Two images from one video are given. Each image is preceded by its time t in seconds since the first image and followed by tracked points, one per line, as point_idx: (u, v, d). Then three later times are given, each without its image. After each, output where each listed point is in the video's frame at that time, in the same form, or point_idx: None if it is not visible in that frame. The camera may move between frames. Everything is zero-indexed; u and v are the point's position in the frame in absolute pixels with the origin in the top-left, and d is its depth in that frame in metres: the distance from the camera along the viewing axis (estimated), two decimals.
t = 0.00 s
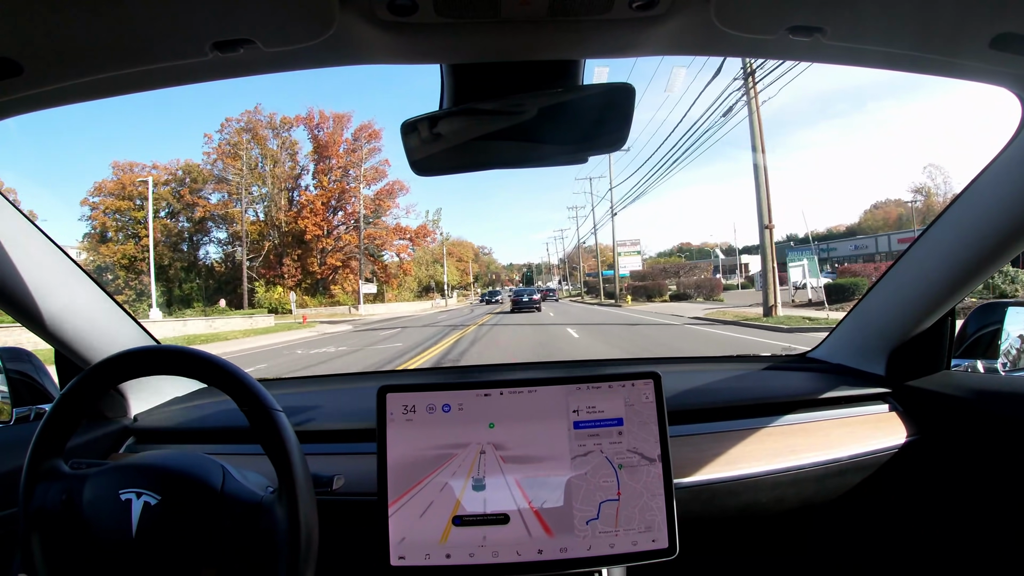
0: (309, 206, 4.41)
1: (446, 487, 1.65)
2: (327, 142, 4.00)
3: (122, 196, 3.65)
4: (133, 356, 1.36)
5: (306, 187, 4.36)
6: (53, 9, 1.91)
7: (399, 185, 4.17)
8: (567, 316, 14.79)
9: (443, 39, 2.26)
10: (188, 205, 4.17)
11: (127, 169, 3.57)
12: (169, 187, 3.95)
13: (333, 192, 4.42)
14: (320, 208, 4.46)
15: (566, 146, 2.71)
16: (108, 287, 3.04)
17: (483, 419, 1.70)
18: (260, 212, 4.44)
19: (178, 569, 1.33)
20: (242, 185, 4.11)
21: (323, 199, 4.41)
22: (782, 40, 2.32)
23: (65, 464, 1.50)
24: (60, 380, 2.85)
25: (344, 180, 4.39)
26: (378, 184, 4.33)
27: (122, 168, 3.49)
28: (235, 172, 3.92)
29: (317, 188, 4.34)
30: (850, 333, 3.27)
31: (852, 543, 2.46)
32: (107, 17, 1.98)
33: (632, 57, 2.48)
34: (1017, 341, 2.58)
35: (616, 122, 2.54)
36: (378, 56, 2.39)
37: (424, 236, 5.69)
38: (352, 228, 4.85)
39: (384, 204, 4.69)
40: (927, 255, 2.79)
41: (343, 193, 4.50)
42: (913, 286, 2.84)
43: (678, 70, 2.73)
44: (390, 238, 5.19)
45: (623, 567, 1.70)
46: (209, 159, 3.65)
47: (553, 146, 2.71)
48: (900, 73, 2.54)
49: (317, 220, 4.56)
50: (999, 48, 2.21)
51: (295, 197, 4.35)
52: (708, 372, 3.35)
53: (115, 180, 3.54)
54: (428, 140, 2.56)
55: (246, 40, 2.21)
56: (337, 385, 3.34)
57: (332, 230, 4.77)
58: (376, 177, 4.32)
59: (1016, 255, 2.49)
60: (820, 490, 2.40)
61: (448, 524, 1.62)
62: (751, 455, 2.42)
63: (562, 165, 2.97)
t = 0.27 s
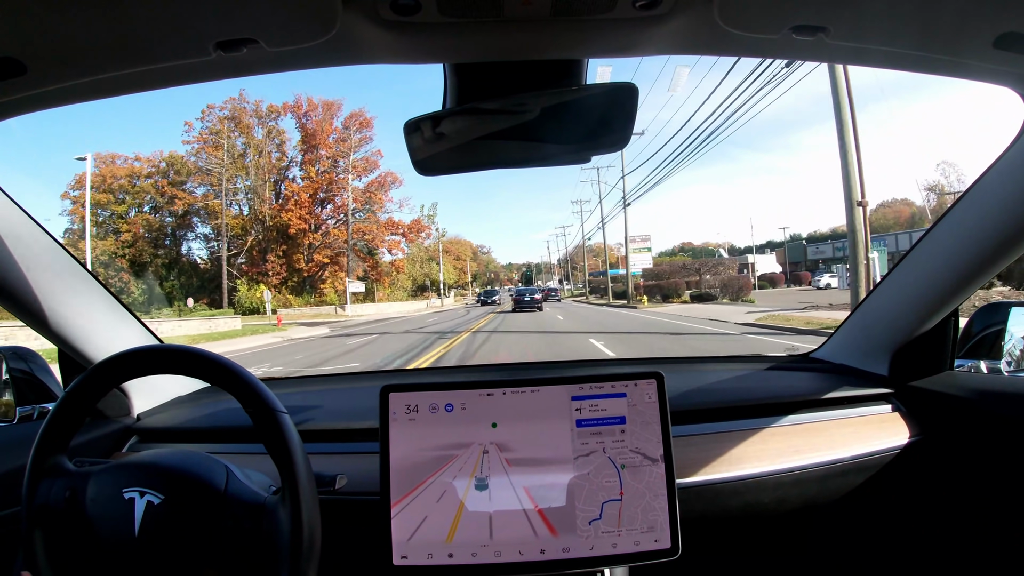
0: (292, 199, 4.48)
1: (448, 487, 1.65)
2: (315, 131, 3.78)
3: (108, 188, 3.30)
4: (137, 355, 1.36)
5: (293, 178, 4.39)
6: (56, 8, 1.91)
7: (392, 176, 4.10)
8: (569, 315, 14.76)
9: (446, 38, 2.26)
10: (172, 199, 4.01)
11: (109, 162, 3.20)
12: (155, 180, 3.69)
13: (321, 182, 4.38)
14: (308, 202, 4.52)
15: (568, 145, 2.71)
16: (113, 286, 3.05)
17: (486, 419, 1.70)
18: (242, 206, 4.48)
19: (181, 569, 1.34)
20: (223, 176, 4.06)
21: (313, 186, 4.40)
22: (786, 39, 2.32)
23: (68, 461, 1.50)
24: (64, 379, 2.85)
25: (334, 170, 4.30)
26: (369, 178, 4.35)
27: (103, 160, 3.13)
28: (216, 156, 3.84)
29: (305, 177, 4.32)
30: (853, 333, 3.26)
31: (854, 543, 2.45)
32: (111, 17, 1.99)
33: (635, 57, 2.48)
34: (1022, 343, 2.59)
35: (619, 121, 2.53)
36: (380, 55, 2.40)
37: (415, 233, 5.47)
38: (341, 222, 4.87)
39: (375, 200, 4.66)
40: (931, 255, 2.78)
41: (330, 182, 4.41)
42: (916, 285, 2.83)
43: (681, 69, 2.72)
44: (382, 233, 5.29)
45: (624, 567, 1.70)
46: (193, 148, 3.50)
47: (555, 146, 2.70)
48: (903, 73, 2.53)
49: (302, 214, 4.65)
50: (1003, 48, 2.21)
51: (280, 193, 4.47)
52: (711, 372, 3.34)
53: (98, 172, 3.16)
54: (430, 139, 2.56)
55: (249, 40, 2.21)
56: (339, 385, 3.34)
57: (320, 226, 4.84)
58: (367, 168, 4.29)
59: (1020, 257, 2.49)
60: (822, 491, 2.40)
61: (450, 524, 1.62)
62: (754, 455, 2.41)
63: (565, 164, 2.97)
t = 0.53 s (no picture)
0: (273, 191, 4.13)
1: (451, 487, 1.65)
2: (300, 119, 3.46)
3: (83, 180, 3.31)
4: (139, 354, 1.36)
5: (276, 168, 4.08)
6: (58, 7, 1.91)
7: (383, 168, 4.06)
8: (570, 314, 14.74)
9: (448, 38, 2.26)
10: (149, 192, 3.90)
11: (89, 153, 3.26)
12: (138, 176, 3.74)
13: (304, 173, 4.07)
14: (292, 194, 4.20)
15: (569, 145, 2.71)
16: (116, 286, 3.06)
17: (488, 418, 1.70)
18: (223, 201, 4.22)
19: (182, 568, 1.34)
20: (200, 166, 3.82)
21: (297, 176, 4.09)
22: (788, 38, 2.31)
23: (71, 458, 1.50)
24: (66, 379, 2.86)
25: (320, 159, 4.01)
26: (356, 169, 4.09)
27: (81, 151, 3.14)
28: (193, 144, 3.56)
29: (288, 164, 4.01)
30: (855, 333, 3.26)
31: (855, 543, 2.45)
32: (113, 17, 1.99)
33: (637, 57, 2.48)
34: None
35: (621, 120, 2.53)
36: (382, 55, 2.40)
37: (407, 228, 4.81)
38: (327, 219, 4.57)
39: (365, 194, 4.36)
40: (932, 255, 2.78)
41: (313, 172, 4.10)
42: (918, 285, 2.83)
43: (683, 69, 2.72)
44: (368, 229, 4.76)
45: (626, 566, 1.70)
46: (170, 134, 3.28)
47: (557, 145, 2.71)
48: (905, 72, 2.53)
49: (281, 206, 4.24)
50: (1004, 48, 2.21)
51: (261, 187, 4.12)
52: (713, 372, 3.34)
53: (72, 165, 3.18)
54: (432, 138, 2.56)
55: (251, 40, 2.22)
56: (341, 384, 3.34)
57: (299, 218, 4.47)
58: (355, 159, 4.07)
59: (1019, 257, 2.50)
60: (824, 491, 2.39)
61: (451, 523, 1.62)
62: (755, 454, 2.41)
63: (567, 164, 2.97)
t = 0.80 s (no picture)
0: (249, 180, 4.03)
1: (453, 487, 1.65)
2: (281, 106, 3.24)
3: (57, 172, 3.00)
4: (140, 354, 1.36)
5: (252, 157, 3.99)
6: (61, 7, 1.91)
7: (371, 158, 4.02)
8: (572, 314, 14.71)
9: (450, 38, 2.27)
10: (118, 182, 3.71)
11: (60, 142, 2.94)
12: (112, 168, 3.59)
13: (284, 163, 3.95)
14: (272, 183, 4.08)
15: (571, 145, 2.71)
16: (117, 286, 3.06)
17: (490, 418, 1.70)
18: (197, 191, 4.09)
19: (184, 568, 1.34)
20: (173, 156, 3.74)
21: (277, 164, 3.96)
22: (789, 38, 2.31)
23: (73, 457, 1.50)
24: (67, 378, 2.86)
25: (300, 148, 3.89)
26: (339, 159, 4.00)
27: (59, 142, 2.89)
28: (164, 131, 3.34)
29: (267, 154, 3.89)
30: (857, 333, 3.25)
31: (857, 543, 2.45)
32: (116, 17, 1.99)
33: (639, 57, 2.48)
34: None
35: (622, 120, 2.53)
36: (384, 55, 2.40)
37: (395, 223, 4.69)
38: (308, 211, 4.45)
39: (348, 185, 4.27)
40: (935, 255, 2.77)
41: (292, 161, 3.98)
42: (921, 285, 2.82)
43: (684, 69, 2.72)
44: (353, 223, 4.68)
45: (628, 567, 1.70)
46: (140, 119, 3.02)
47: (558, 145, 2.71)
48: (908, 72, 2.52)
49: (258, 194, 4.12)
50: (1007, 48, 2.20)
51: (239, 178, 4.04)
52: (714, 372, 3.34)
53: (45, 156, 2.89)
54: (434, 138, 2.56)
55: (253, 39, 2.22)
56: (342, 384, 3.34)
57: (278, 209, 4.36)
58: (339, 148, 3.89)
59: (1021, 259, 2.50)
60: (825, 491, 2.39)
61: (453, 523, 1.62)
62: (757, 455, 2.41)
63: (569, 163, 2.97)
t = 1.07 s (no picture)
0: (221, 169, 3.93)
1: (454, 486, 1.65)
2: (260, 92, 2.98)
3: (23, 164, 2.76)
4: (141, 353, 1.36)
5: (223, 143, 3.82)
6: (62, 6, 1.92)
7: (354, 147, 4.05)
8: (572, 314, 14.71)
9: (451, 37, 2.27)
10: (83, 173, 3.41)
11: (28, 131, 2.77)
12: (80, 158, 3.34)
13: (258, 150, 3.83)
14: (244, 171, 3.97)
15: (573, 144, 2.71)
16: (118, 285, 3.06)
17: (491, 417, 1.70)
18: (167, 182, 4.01)
19: (184, 567, 1.34)
20: (142, 145, 3.51)
21: (250, 152, 3.84)
22: (790, 38, 2.31)
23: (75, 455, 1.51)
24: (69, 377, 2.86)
25: (277, 135, 3.76)
26: (319, 148, 4.00)
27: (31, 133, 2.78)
28: (134, 118, 3.05)
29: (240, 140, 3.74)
30: (857, 333, 3.25)
31: (858, 544, 2.45)
32: (118, 16, 2.00)
33: (640, 56, 2.48)
34: None
35: (623, 120, 2.53)
36: (385, 55, 2.40)
37: (381, 216, 4.73)
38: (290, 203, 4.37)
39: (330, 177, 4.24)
40: (936, 255, 2.77)
41: (267, 149, 3.87)
42: (922, 285, 2.82)
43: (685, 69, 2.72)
44: (333, 216, 4.64)
45: (629, 566, 1.70)
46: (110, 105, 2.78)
47: (559, 145, 2.71)
48: (908, 72, 2.52)
49: (228, 184, 3.99)
50: (1009, 47, 2.20)
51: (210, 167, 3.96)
52: (715, 371, 3.33)
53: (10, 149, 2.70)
54: (434, 137, 2.56)
55: (255, 39, 2.22)
56: (342, 383, 3.34)
57: (254, 202, 4.25)
58: (320, 136, 3.89)
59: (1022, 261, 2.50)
60: (826, 491, 2.39)
61: (454, 522, 1.63)
62: (758, 454, 2.41)
63: (570, 163, 2.97)
